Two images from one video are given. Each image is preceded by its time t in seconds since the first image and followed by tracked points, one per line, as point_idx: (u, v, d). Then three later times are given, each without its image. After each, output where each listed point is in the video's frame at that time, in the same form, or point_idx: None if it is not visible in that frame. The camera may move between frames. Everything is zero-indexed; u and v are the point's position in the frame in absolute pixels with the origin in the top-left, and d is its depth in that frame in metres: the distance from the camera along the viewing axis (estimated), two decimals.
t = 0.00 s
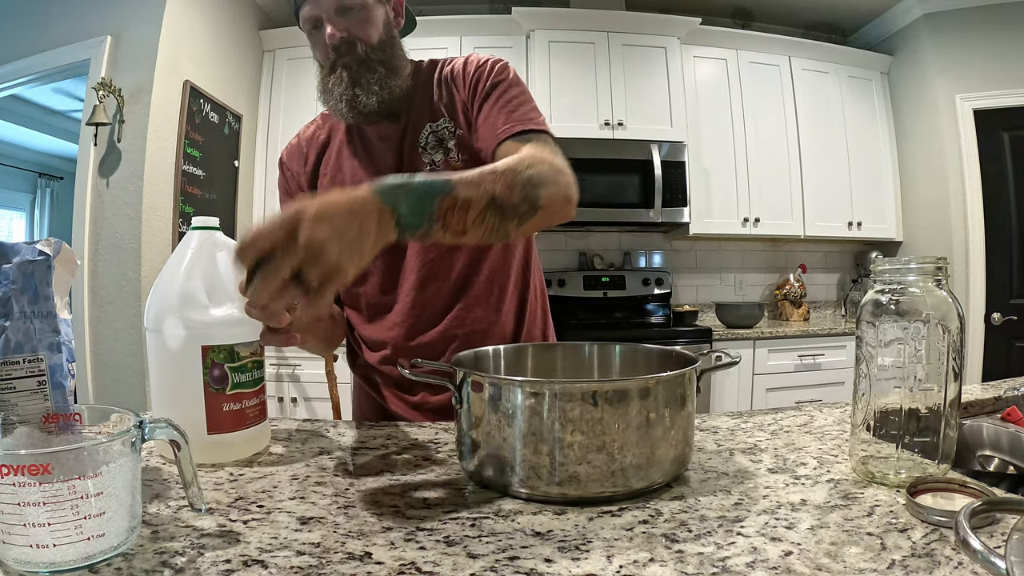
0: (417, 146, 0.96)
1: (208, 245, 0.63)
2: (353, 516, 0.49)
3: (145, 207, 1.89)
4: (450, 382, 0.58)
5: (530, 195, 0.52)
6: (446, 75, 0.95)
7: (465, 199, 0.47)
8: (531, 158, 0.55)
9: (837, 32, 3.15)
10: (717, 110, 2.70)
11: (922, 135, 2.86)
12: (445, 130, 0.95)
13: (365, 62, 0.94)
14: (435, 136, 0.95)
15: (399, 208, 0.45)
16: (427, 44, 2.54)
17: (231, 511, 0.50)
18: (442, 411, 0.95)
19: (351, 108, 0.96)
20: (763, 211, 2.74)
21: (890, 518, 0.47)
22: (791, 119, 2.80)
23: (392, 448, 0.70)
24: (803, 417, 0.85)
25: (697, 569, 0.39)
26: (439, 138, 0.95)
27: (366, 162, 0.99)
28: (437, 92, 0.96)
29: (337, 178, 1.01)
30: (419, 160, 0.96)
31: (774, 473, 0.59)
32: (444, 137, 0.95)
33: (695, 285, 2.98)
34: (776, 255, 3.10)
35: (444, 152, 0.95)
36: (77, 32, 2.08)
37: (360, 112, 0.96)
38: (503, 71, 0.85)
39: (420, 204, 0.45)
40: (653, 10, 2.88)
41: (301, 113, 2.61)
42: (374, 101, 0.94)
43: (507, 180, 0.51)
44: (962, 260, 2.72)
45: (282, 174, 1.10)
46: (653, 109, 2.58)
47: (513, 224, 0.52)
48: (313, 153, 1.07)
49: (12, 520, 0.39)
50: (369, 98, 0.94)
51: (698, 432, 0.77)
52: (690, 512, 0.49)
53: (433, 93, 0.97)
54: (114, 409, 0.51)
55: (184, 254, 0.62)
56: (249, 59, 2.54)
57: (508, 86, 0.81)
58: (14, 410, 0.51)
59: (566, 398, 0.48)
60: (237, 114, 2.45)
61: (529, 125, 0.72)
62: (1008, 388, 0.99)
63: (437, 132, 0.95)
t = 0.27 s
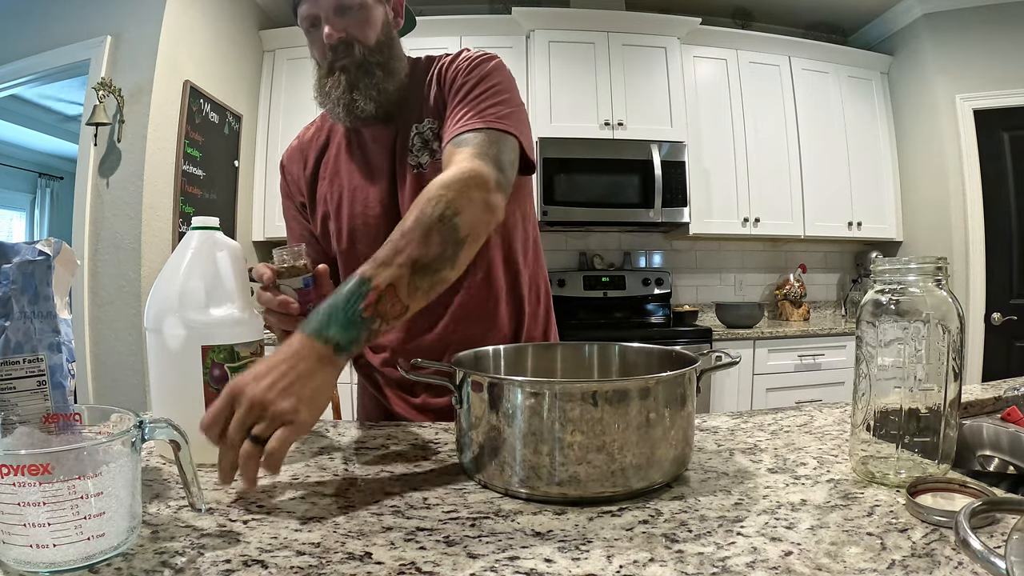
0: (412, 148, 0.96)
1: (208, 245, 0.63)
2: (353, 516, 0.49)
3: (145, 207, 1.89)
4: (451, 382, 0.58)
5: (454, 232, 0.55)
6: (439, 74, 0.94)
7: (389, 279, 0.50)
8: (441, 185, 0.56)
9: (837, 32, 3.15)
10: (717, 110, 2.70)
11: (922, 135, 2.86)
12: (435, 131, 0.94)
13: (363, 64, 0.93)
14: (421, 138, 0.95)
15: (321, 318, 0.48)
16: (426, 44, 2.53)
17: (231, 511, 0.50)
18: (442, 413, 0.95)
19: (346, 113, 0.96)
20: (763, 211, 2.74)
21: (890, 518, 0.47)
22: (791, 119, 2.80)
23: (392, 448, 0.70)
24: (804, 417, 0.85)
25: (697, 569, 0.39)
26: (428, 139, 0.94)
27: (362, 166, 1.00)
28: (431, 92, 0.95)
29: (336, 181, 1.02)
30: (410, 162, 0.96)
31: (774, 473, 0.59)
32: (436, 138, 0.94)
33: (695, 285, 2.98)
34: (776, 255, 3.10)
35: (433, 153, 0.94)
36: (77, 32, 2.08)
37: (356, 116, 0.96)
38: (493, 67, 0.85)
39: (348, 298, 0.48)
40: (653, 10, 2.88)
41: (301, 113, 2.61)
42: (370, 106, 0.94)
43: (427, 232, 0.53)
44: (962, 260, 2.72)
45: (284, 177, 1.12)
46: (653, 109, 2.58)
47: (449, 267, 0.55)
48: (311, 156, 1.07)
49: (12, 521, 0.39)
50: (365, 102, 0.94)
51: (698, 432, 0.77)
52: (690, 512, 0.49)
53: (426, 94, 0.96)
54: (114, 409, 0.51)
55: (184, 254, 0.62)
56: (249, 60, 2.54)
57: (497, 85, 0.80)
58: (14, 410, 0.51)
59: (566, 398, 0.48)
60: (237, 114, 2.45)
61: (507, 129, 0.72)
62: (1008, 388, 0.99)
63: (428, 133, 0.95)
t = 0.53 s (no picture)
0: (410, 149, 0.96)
1: (208, 245, 0.63)
2: (353, 516, 0.49)
3: (145, 207, 1.89)
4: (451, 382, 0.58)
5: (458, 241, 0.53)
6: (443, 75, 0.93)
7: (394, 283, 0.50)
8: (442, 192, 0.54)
9: (837, 32, 3.15)
10: (717, 110, 2.70)
11: (922, 135, 2.86)
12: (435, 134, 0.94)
13: (368, 65, 0.93)
14: (422, 140, 0.94)
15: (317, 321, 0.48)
16: (426, 44, 2.53)
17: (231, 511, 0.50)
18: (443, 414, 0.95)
19: (350, 114, 0.96)
20: (763, 211, 2.74)
21: (890, 518, 0.47)
22: (791, 119, 2.80)
23: (393, 448, 0.70)
24: (804, 417, 0.85)
25: (697, 569, 0.39)
26: (428, 141, 0.94)
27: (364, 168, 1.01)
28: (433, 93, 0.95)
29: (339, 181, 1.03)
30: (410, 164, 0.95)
31: (774, 473, 0.59)
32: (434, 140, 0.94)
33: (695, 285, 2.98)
34: (776, 255, 3.10)
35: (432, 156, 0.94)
36: (77, 32, 2.08)
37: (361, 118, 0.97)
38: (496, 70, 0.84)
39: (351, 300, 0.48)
40: (653, 10, 2.88)
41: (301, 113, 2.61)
42: (375, 108, 0.95)
43: (425, 241, 0.51)
44: (962, 260, 2.72)
45: (289, 176, 1.14)
46: (653, 109, 2.58)
47: (449, 275, 0.53)
48: (314, 156, 1.09)
49: (12, 521, 0.39)
50: (369, 104, 0.94)
51: (698, 432, 0.77)
52: (690, 512, 0.49)
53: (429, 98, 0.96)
54: (113, 409, 0.51)
55: (184, 254, 0.62)
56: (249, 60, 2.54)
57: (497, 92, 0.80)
58: (14, 410, 0.51)
59: (566, 398, 0.48)
60: (237, 114, 2.45)
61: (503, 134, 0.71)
62: (1008, 388, 0.99)
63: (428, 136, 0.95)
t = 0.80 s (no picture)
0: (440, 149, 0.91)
1: (208, 245, 0.63)
2: (353, 515, 0.49)
3: (145, 207, 1.89)
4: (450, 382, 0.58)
5: (555, 257, 0.52)
6: (482, 77, 0.88)
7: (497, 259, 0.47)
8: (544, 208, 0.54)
9: (837, 32, 3.15)
10: (717, 111, 2.70)
11: (922, 135, 2.86)
12: (467, 134, 0.88)
13: (404, 58, 0.87)
14: (457, 140, 0.89)
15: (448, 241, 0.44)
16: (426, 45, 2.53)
17: (230, 511, 0.50)
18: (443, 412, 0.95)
19: (384, 104, 0.92)
20: (763, 211, 2.74)
21: (890, 518, 0.47)
22: (791, 119, 2.80)
23: (393, 448, 0.70)
24: (804, 417, 0.85)
25: (697, 569, 0.39)
26: (458, 141, 0.89)
27: (389, 162, 0.96)
28: (470, 94, 0.90)
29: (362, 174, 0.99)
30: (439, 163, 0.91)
31: (774, 473, 0.60)
32: (467, 141, 0.89)
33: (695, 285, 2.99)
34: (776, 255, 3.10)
35: (465, 156, 0.89)
36: (77, 32, 2.08)
37: (394, 109, 0.92)
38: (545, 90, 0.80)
39: (468, 253, 0.46)
40: (653, 10, 2.88)
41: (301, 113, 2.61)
42: (410, 101, 0.90)
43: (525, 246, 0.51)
44: (962, 260, 2.72)
45: (305, 161, 1.10)
46: (653, 109, 2.58)
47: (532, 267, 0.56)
48: (336, 143, 1.05)
49: (12, 521, 0.39)
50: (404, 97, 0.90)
51: (698, 432, 0.77)
52: (690, 512, 0.49)
53: (464, 97, 0.90)
54: (113, 409, 0.51)
55: (184, 254, 0.62)
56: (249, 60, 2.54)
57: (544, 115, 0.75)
58: (14, 410, 0.51)
59: (566, 398, 0.48)
60: (237, 114, 2.45)
61: (549, 159, 0.67)
62: (1008, 388, 0.99)
63: (461, 136, 0.89)
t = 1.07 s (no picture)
0: (506, 152, 0.90)
1: (208, 245, 0.63)
2: (353, 515, 0.49)
3: (145, 207, 1.90)
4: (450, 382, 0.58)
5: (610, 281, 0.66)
6: (558, 93, 0.89)
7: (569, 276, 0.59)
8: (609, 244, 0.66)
9: (837, 32, 3.15)
10: (717, 111, 2.70)
11: (922, 135, 2.86)
12: (538, 144, 0.89)
13: (490, 62, 0.86)
14: (527, 145, 0.89)
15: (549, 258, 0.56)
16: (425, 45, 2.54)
17: (230, 511, 0.50)
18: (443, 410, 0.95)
19: (462, 100, 0.89)
20: (763, 211, 2.74)
21: (890, 518, 0.47)
22: (791, 119, 2.80)
23: (393, 448, 0.70)
24: (803, 417, 0.85)
25: (697, 569, 0.39)
26: (528, 150, 0.89)
27: (454, 157, 0.93)
28: (545, 106, 0.90)
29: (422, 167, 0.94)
30: (505, 167, 0.90)
31: (773, 472, 0.60)
32: (536, 149, 0.89)
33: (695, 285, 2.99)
34: (776, 255, 3.10)
35: (533, 164, 0.89)
36: (77, 32, 2.08)
37: (469, 108, 0.90)
38: (608, 123, 0.88)
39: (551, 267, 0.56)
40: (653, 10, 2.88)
41: (301, 113, 2.61)
42: (489, 104, 0.88)
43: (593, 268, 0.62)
44: (962, 260, 2.72)
45: (358, 138, 0.98)
46: (653, 109, 2.58)
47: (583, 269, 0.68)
48: (397, 127, 0.96)
49: (12, 520, 0.39)
50: (485, 98, 0.87)
51: (697, 432, 0.77)
52: (690, 512, 0.49)
53: (539, 106, 0.90)
54: (113, 409, 0.51)
55: (184, 254, 0.62)
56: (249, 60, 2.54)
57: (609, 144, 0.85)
58: (14, 410, 0.51)
59: (566, 398, 0.48)
60: (237, 114, 2.45)
61: (608, 190, 0.82)
62: (1008, 388, 0.99)
63: (530, 142, 0.89)
